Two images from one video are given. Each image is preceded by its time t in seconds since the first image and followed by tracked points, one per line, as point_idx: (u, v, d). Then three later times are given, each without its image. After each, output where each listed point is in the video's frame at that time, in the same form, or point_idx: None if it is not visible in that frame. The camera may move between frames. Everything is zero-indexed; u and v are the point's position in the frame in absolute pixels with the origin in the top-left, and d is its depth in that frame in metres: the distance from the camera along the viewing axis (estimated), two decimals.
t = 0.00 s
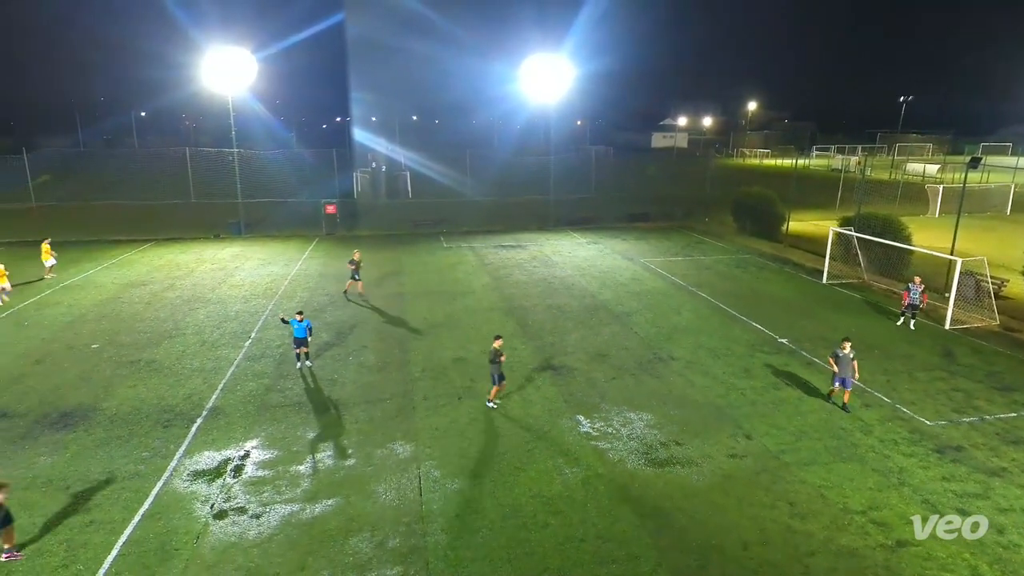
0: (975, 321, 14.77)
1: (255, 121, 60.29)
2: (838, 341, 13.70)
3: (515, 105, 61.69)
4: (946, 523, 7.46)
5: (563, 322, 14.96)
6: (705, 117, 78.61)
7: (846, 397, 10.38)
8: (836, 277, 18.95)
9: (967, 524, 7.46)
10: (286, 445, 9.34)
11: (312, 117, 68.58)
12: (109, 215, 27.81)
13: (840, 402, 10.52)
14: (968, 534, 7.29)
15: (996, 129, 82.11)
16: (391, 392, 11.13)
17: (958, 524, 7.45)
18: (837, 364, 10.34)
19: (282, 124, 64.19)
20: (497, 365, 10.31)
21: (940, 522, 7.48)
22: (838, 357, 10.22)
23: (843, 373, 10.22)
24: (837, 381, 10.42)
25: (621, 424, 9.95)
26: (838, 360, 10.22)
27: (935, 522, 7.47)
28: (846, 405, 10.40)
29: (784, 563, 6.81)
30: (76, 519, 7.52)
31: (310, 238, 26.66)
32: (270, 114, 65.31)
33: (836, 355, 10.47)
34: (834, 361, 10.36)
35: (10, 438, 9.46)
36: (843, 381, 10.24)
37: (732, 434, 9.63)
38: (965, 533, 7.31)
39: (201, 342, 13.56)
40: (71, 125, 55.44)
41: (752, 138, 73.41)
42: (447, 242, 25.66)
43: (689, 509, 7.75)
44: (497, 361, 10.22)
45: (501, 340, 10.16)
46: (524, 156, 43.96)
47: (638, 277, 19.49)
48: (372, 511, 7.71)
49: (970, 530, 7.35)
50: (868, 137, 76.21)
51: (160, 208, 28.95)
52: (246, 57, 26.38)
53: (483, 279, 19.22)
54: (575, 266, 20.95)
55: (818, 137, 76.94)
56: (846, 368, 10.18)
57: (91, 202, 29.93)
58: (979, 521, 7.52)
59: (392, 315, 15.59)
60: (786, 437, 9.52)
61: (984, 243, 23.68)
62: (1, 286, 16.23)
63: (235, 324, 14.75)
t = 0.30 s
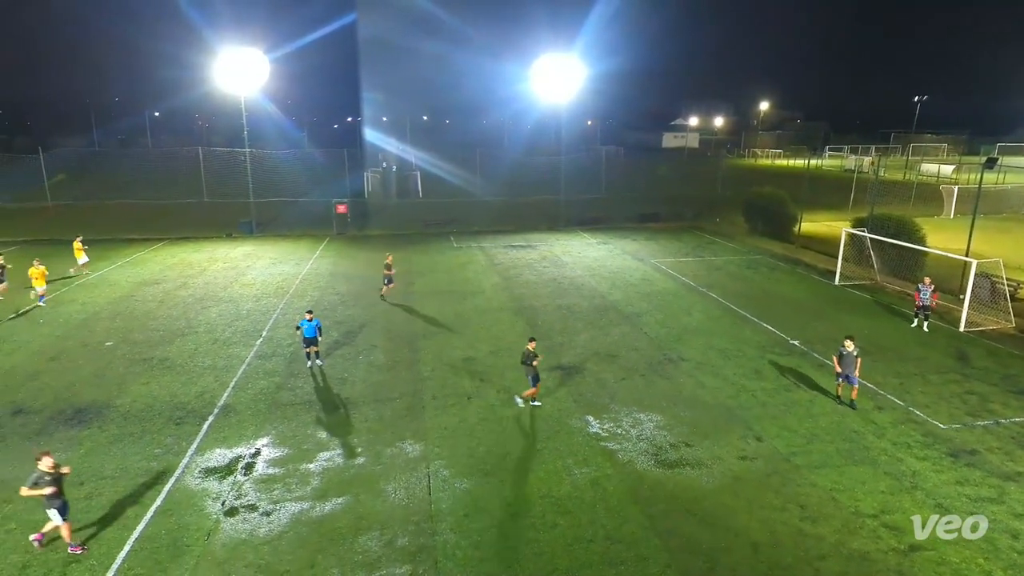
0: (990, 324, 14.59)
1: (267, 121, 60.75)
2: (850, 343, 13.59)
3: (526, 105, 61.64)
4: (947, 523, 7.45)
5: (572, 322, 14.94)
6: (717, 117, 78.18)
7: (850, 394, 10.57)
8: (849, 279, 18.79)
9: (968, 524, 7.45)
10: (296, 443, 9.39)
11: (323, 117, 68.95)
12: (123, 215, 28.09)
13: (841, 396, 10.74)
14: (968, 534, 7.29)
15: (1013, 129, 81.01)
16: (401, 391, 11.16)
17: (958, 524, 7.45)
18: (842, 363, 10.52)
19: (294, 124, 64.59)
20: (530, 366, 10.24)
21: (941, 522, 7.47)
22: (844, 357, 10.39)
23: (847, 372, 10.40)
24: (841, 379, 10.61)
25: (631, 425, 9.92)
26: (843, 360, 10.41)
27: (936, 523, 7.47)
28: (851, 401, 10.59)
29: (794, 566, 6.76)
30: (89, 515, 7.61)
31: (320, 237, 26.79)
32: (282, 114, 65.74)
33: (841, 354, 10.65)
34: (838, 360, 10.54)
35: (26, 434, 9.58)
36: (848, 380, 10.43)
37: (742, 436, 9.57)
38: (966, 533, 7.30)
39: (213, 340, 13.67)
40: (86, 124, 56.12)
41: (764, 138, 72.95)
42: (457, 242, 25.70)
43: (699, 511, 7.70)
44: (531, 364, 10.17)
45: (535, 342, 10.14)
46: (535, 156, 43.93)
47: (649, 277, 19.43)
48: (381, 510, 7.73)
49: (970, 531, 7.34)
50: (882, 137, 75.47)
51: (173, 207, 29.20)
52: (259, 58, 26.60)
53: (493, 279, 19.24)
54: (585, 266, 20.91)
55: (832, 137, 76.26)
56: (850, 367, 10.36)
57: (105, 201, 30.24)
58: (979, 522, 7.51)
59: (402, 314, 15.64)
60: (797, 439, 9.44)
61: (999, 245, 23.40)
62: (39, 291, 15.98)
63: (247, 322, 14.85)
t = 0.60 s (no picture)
0: (998, 325, 14.48)
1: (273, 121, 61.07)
2: (856, 344, 13.53)
3: (531, 105, 61.62)
4: (946, 523, 7.45)
5: (577, 322, 14.93)
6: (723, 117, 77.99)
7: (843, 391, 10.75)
8: (855, 279, 18.71)
9: (967, 523, 7.46)
10: (302, 442, 9.42)
11: (329, 117, 69.17)
12: (130, 215, 28.30)
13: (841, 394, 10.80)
14: (967, 534, 7.29)
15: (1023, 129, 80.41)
16: (406, 391, 11.17)
17: (956, 523, 7.46)
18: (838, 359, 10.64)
19: (300, 124, 64.83)
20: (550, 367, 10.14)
21: (940, 522, 7.48)
22: (841, 354, 10.49)
23: (843, 370, 10.52)
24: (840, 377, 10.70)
25: (636, 426, 9.90)
26: (840, 358, 10.52)
27: (934, 522, 7.47)
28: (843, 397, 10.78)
29: (799, 568, 6.73)
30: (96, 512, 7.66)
31: (326, 237, 26.88)
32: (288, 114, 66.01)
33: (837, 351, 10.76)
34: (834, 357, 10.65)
35: (34, 431, 9.65)
36: (843, 377, 10.57)
37: (748, 437, 9.54)
38: (964, 532, 7.31)
39: (219, 339, 13.73)
40: (94, 124, 56.52)
41: (771, 138, 72.68)
42: (462, 242, 25.73)
43: (704, 512, 7.68)
44: (551, 367, 10.09)
45: (555, 344, 10.09)
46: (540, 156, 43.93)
47: (654, 277, 19.40)
48: (386, 509, 7.75)
49: (969, 530, 7.34)
50: (889, 138, 75.06)
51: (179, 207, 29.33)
52: (266, 59, 26.76)
53: (498, 278, 19.26)
54: (590, 267, 20.89)
55: (839, 138, 75.89)
56: (848, 365, 10.48)
57: (112, 201, 30.41)
58: (978, 521, 7.52)
59: (407, 314, 15.67)
60: (802, 441, 9.41)
61: (1008, 246, 23.23)
62: (67, 291, 15.63)
63: (253, 321, 14.92)
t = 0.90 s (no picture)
0: (1009, 327, 14.35)
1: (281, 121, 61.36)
2: (865, 345, 13.45)
3: (538, 105, 61.56)
4: (948, 523, 7.44)
5: (584, 323, 14.92)
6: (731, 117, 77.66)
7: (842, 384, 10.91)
8: (864, 280, 18.60)
9: (969, 524, 7.45)
10: (309, 441, 9.46)
11: (337, 117, 69.41)
12: (139, 215, 28.51)
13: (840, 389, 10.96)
14: (969, 534, 7.28)
15: None
16: (413, 391, 11.20)
17: (957, 523, 7.46)
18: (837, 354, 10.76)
19: (308, 124, 65.06)
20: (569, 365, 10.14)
21: (942, 522, 7.46)
22: (841, 350, 10.60)
23: (843, 365, 10.64)
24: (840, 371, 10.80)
25: (643, 427, 9.88)
26: (839, 353, 10.65)
27: (936, 523, 7.46)
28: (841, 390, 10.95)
29: (807, 570, 6.70)
30: (105, 510, 7.71)
31: (333, 236, 26.99)
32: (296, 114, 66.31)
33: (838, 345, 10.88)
34: (835, 352, 10.76)
35: (44, 429, 9.74)
36: (843, 371, 10.69)
37: (755, 438, 9.50)
38: (967, 534, 7.29)
39: (227, 338, 13.80)
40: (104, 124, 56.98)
41: (779, 138, 72.32)
42: (469, 242, 25.76)
43: (711, 513, 7.66)
44: (569, 363, 10.10)
45: (574, 344, 10.08)
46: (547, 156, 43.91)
47: (661, 278, 19.36)
48: (392, 509, 7.77)
49: (971, 531, 7.33)
50: (899, 138, 74.50)
51: (188, 206, 29.50)
52: (274, 59, 26.85)
53: (505, 278, 19.28)
54: (597, 267, 20.86)
55: (848, 138, 75.39)
56: (847, 360, 10.60)
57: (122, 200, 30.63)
58: (977, 521, 7.53)
59: (414, 313, 15.70)
60: (810, 442, 9.37)
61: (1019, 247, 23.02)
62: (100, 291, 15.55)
63: (260, 320, 14.99)
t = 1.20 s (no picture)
0: (1019, 328, 14.24)
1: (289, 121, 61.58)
2: (873, 346, 13.38)
3: (545, 105, 61.50)
4: (946, 523, 7.44)
5: (590, 323, 14.91)
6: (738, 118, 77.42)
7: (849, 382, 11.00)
8: (872, 281, 18.50)
9: (967, 523, 7.46)
10: (315, 440, 9.48)
11: (344, 117, 69.59)
12: (147, 215, 28.69)
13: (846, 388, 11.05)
14: (967, 534, 7.28)
15: None
16: (419, 390, 11.22)
17: (957, 523, 7.45)
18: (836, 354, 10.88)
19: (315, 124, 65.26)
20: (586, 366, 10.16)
21: (940, 522, 7.47)
22: (840, 348, 10.72)
23: (846, 362, 10.73)
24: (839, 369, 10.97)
25: (649, 427, 9.86)
26: (838, 351, 10.78)
27: (934, 522, 7.46)
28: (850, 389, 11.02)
29: (813, 572, 6.67)
30: (113, 507, 7.75)
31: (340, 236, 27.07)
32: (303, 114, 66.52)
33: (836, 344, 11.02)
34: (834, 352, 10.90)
35: (52, 427, 9.80)
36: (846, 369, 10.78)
37: (762, 439, 9.47)
38: (964, 533, 7.30)
39: (234, 337, 13.86)
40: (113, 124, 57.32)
41: (786, 138, 72.00)
42: (475, 242, 25.80)
43: (717, 514, 7.63)
44: (583, 364, 10.14)
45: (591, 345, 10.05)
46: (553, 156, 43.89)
47: (668, 278, 19.32)
48: (398, 508, 7.79)
49: (970, 531, 7.34)
50: (907, 138, 74.05)
51: (196, 206, 29.64)
52: (281, 60, 26.93)
53: (511, 278, 19.28)
54: (604, 267, 20.84)
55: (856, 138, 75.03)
56: (847, 357, 10.71)
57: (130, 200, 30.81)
58: (977, 521, 7.52)
59: (420, 313, 15.73)
60: (817, 444, 9.32)
61: None
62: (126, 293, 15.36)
63: (267, 320, 15.04)
